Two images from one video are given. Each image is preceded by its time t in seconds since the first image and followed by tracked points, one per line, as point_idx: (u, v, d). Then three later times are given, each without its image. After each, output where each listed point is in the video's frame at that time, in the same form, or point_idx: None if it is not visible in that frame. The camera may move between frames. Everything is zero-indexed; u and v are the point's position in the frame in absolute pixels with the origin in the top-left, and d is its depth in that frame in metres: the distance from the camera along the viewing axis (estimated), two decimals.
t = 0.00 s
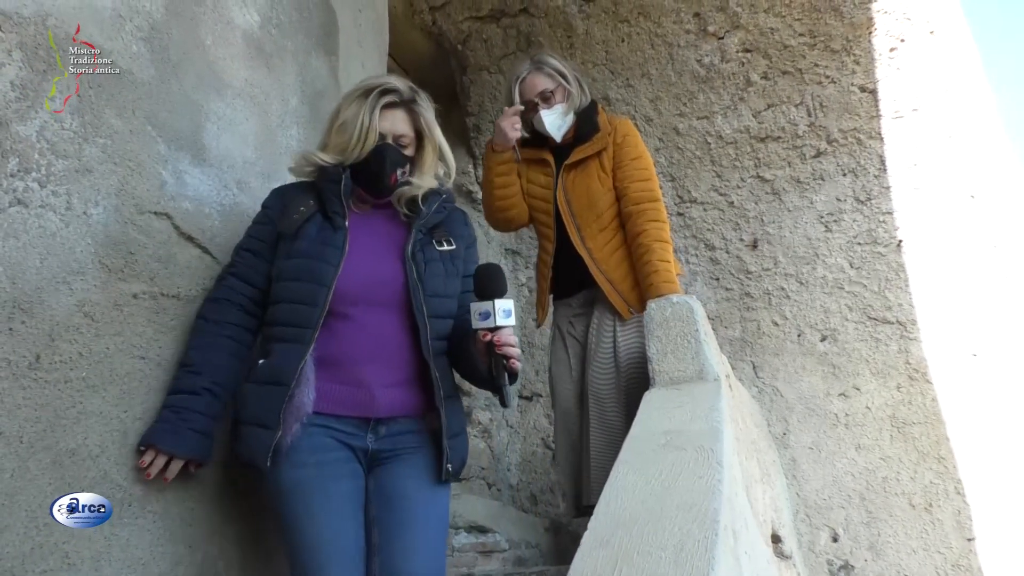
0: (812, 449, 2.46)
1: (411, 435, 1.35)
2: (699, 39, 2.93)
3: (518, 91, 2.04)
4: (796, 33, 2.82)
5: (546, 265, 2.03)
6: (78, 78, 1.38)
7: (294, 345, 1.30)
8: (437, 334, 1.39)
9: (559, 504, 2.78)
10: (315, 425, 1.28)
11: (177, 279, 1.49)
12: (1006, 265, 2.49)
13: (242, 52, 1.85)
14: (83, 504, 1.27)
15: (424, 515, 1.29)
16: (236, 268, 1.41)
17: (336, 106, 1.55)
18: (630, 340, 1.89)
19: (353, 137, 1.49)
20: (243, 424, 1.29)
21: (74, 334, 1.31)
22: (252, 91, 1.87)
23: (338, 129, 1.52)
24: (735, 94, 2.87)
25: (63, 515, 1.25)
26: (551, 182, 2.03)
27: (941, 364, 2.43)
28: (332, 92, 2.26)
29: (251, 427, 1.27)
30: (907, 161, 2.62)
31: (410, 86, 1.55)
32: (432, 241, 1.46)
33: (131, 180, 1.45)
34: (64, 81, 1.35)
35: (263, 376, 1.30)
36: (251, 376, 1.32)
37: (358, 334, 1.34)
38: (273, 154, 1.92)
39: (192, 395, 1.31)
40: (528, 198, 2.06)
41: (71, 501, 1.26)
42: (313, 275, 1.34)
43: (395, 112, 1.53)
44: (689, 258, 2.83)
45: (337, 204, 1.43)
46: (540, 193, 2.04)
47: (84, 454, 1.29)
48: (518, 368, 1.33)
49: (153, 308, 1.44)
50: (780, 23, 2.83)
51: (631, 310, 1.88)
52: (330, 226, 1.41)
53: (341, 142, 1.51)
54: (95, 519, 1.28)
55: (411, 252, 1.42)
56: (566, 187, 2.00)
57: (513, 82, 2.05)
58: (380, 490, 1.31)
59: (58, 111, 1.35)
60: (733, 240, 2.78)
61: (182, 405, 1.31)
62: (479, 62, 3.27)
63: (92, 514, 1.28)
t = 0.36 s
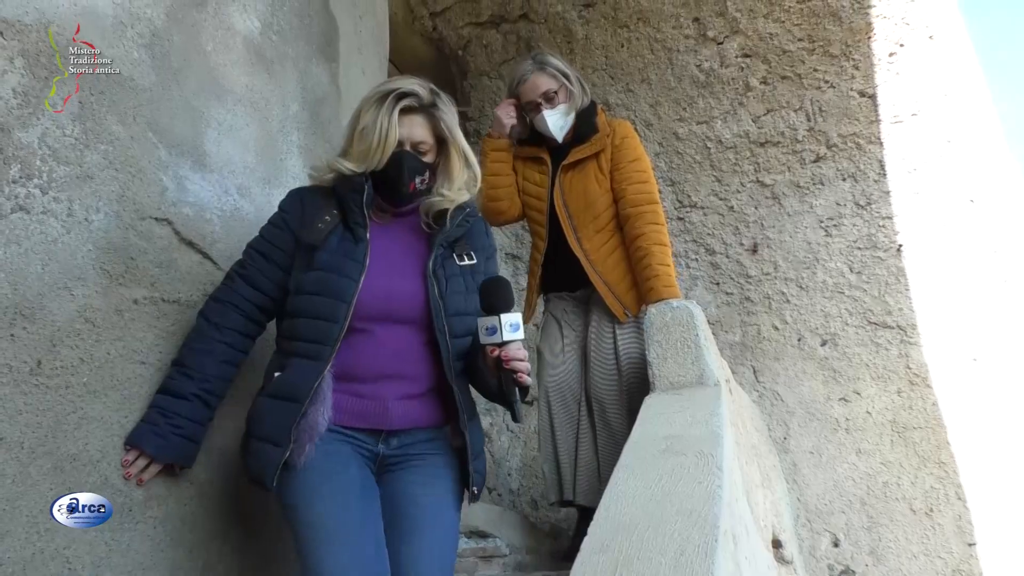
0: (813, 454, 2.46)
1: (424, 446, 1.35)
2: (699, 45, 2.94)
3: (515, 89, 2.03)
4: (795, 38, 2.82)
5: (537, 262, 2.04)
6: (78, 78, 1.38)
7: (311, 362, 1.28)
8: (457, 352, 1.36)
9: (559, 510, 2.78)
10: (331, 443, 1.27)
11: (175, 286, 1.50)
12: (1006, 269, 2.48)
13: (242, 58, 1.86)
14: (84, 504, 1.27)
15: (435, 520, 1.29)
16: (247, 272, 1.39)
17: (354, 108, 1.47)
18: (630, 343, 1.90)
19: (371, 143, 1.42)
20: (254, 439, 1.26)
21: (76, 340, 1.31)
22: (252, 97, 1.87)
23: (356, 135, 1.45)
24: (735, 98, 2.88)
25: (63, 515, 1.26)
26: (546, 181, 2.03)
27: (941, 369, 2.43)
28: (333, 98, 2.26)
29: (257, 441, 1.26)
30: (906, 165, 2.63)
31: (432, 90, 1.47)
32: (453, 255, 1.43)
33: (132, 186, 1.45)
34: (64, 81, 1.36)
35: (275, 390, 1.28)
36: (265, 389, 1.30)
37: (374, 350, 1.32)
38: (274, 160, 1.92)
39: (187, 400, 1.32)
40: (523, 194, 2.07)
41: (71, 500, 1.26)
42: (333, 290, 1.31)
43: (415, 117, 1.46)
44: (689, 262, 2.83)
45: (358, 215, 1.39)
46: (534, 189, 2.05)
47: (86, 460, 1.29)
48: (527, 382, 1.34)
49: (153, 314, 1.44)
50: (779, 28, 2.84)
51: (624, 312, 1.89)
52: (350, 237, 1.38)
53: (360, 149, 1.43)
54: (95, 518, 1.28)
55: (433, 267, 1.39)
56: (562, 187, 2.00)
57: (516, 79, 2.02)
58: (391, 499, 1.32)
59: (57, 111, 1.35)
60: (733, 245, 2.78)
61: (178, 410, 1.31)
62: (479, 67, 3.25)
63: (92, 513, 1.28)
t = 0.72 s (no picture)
0: (815, 458, 2.46)
1: (430, 453, 1.35)
2: (700, 49, 2.94)
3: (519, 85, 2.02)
4: (797, 42, 2.82)
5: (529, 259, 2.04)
6: (78, 78, 1.39)
7: (315, 373, 1.26)
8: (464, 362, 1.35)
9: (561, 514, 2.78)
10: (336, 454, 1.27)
11: (179, 290, 1.50)
12: (1009, 274, 2.47)
13: (245, 62, 1.86)
14: (83, 504, 1.27)
15: (438, 525, 1.29)
16: (251, 275, 1.34)
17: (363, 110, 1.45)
18: (622, 345, 1.93)
19: (382, 145, 1.39)
20: (255, 450, 1.25)
21: (78, 343, 1.32)
22: (254, 101, 1.88)
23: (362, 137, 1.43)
24: (737, 102, 2.87)
25: (62, 515, 1.26)
26: (543, 181, 2.03)
27: (943, 373, 2.43)
28: (335, 102, 2.27)
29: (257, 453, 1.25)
30: (908, 169, 2.63)
31: (442, 91, 1.45)
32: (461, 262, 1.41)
33: (134, 190, 1.46)
34: (64, 82, 1.36)
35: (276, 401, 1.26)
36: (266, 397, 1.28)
37: (380, 358, 1.31)
38: (276, 163, 1.92)
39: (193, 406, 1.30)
40: (519, 191, 2.07)
41: (71, 500, 1.27)
42: (339, 299, 1.29)
43: (424, 119, 1.44)
44: (691, 266, 2.83)
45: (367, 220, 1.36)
46: (529, 187, 2.04)
47: (87, 463, 1.29)
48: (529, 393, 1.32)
49: (156, 317, 1.44)
50: (781, 32, 2.84)
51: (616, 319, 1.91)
52: (358, 244, 1.35)
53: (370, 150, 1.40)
54: (94, 518, 1.29)
55: (442, 276, 1.37)
56: (558, 190, 2.00)
57: (523, 75, 2.01)
58: (396, 506, 1.32)
59: (57, 111, 1.35)
60: (734, 249, 2.78)
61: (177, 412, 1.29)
62: (480, 71, 3.28)
63: (93, 515, 1.29)
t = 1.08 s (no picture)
0: (816, 459, 2.46)
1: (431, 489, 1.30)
2: (701, 49, 2.94)
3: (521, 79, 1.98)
4: (798, 43, 2.82)
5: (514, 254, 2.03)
6: (78, 78, 1.38)
7: (332, 402, 1.18)
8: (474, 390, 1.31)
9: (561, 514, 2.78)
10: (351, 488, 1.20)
11: (179, 289, 1.51)
12: (1010, 275, 2.47)
13: (246, 62, 1.86)
14: (84, 504, 1.28)
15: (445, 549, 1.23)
16: (248, 285, 1.27)
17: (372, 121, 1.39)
18: (608, 347, 1.93)
19: (385, 157, 1.33)
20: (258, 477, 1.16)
21: (78, 343, 1.31)
22: (255, 102, 1.88)
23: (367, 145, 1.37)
24: (738, 103, 2.87)
25: (62, 515, 1.26)
26: (534, 176, 2.02)
27: (945, 373, 2.43)
28: (336, 102, 2.27)
29: (264, 484, 1.15)
30: (910, 170, 2.62)
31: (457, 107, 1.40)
32: (471, 288, 1.36)
33: (135, 190, 1.46)
34: (64, 82, 1.36)
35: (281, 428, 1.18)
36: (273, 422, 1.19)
37: (394, 388, 1.25)
38: (278, 164, 1.93)
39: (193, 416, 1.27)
40: (509, 184, 2.05)
41: (71, 500, 1.27)
42: (355, 322, 1.22)
43: (436, 134, 1.38)
44: (692, 267, 2.82)
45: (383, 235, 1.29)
46: (520, 181, 2.03)
47: (87, 463, 1.30)
48: (529, 404, 1.26)
49: (156, 317, 1.45)
50: (782, 33, 2.84)
51: (603, 319, 1.90)
52: (374, 260, 1.28)
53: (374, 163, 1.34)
54: (95, 518, 1.29)
55: (455, 301, 1.32)
56: (552, 187, 1.99)
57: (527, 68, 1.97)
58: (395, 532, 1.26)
59: (57, 111, 1.35)
60: (735, 250, 2.78)
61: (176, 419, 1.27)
62: (481, 72, 3.28)
63: (92, 514, 1.29)
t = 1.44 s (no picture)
0: (816, 458, 2.45)
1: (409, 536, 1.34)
2: (702, 49, 2.93)
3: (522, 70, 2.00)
4: (799, 43, 2.82)
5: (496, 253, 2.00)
6: (78, 78, 1.38)
7: (319, 457, 1.18)
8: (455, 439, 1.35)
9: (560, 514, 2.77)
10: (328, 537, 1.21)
11: (179, 287, 1.52)
12: (1011, 275, 2.47)
13: (246, 61, 1.87)
14: (83, 504, 1.28)
15: None
16: (218, 318, 1.24)
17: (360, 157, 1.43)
18: (585, 344, 1.93)
19: (387, 194, 1.37)
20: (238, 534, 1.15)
21: (77, 341, 1.32)
22: (256, 100, 1.88)
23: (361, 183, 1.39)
24: (739, 103, 2.86)
25: (62, 515, 1.26)
26: (518, 173, 2.02)
27: (946, 373, 2.43)
28: (336, 102, 2.27)
29: (244, 544, 1.15)
30: (911, 169, 2.62)
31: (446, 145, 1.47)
32: (458, 333, 1.39)
33: (134, 188, 1.46)
34: (64, 82, 1.36)
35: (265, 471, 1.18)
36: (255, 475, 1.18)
37: (377, 441, 1.29)
38: (278, 163, 1.94)
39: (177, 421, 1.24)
40: (490, 179, 2.04)
41: (71, 501, 1.26)
42: (343, 373, 1.23)
43: (426, 170, 1.44)
44: (693, 267, 2.81)
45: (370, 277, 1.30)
46: (503, 177, 2.03)
47: (87, 461, 1.30)
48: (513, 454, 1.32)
49: (156, 316, 1.46)
50: (784, 32, 2.84)
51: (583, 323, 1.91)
52: (360, 304, 1.28)
53: (365, 197, 1.37)
54: (94, 519, 1.29)
55: (440, 350, 1.36)
56: (537, 186, 1.99)
57: (518, 66, 2.00)
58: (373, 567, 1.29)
59: (57, 111, 1.35)
60: (736, 249, 2.77)
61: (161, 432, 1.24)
62: (482, 71, 3.22)
63: (91, 514, 1.29)
